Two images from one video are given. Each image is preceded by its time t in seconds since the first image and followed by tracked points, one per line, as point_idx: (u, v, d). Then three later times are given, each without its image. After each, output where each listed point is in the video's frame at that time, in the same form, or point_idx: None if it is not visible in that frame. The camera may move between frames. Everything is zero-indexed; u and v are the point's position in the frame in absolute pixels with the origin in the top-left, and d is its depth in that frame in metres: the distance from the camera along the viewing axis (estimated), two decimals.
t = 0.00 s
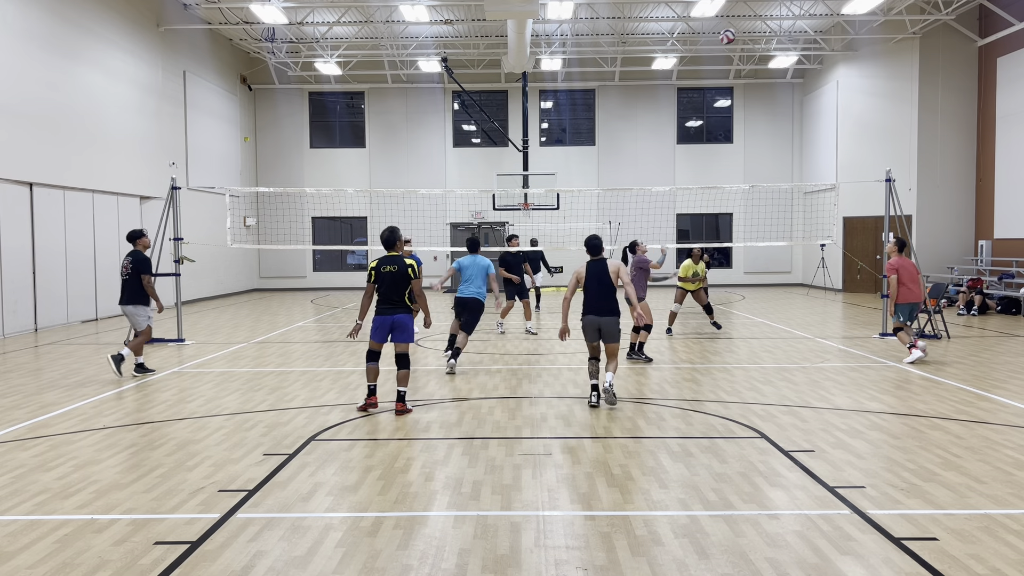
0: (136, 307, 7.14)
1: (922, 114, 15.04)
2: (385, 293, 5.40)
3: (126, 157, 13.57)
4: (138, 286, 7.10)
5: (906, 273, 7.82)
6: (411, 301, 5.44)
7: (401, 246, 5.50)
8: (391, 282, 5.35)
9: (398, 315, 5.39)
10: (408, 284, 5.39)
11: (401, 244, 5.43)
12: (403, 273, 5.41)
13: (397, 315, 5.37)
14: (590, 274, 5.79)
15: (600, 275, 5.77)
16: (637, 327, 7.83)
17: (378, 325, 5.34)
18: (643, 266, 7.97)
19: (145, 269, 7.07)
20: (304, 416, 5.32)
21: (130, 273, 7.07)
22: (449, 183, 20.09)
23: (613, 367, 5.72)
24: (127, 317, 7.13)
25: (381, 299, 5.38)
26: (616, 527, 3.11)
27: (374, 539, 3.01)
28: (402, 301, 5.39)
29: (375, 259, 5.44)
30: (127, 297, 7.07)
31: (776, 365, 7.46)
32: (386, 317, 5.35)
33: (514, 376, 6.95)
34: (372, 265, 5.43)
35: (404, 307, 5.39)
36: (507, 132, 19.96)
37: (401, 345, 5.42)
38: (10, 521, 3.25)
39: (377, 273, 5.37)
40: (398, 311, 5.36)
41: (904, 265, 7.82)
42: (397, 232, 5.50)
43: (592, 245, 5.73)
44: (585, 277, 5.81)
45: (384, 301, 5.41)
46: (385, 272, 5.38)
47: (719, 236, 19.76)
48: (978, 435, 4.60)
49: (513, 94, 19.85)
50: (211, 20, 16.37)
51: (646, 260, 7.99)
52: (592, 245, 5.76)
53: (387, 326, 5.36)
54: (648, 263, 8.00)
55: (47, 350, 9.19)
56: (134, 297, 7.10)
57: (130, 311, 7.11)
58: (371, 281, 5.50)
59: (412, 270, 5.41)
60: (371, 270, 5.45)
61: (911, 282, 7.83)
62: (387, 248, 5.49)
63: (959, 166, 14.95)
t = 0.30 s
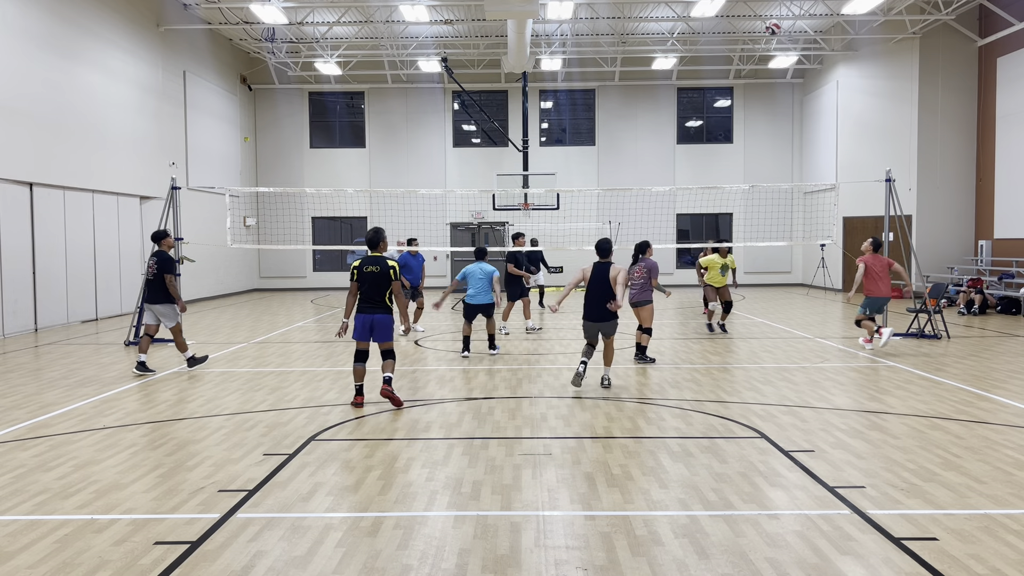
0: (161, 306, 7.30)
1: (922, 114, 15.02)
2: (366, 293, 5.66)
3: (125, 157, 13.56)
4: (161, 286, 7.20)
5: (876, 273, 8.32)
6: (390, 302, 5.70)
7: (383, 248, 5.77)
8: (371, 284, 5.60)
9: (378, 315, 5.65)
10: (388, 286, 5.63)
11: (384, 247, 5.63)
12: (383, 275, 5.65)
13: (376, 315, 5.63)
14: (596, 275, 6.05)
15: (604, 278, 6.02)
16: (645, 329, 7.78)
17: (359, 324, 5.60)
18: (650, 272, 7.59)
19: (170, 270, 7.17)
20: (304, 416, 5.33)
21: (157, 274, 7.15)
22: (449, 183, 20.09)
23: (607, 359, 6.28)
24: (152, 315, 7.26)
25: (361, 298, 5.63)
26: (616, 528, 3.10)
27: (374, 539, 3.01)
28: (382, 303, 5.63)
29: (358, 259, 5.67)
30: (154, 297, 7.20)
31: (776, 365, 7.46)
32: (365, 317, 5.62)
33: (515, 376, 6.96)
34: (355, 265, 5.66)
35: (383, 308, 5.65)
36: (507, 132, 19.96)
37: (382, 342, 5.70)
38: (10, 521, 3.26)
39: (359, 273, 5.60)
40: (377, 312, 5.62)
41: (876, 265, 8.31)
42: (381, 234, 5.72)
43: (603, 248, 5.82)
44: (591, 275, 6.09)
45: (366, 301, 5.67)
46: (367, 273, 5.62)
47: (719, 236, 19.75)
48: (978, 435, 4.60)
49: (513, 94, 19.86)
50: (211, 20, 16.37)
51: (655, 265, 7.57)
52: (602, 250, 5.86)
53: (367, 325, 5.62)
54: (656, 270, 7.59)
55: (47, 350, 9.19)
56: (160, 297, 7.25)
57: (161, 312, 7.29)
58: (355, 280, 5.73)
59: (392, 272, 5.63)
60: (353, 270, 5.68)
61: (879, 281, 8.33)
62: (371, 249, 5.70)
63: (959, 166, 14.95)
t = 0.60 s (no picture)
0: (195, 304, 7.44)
1: (922, 114, 15.01)
2: (360, 288, 5.76)
3: (125, 157, 13.57)
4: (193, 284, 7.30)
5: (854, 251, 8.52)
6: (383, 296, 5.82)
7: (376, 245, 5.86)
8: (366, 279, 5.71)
9: (372, 310, 5.78)
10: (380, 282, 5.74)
11: (377, 242, 5.73)
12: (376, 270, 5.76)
13: (372, 310, 5.75)
14: (588, 267, 6.04)
15: (596, 270, 6.02)
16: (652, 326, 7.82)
17: (356, 320, 5.70)
18: (657, 272, 7.50)
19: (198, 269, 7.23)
20: (304, 416, 5.33)
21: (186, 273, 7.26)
22: (449, 183, 20.09)
23: (606, 352, 6.29)
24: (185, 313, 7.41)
25: (356, 294, 5.73)
26: (616, 528, 3.10)
27: (374, 539, 3.01)
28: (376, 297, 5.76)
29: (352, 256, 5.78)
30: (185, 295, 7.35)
31: (776, 365, 7.45)
32: (362, 311, 5.72)
33: (515, 376, 6.96)
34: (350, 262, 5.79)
35: (377, 303, 5.77)
36: (507, 132, 19.96)
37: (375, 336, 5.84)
38: (10, 521, 3.26)
39: (353, 269, 5.69)
40: (373, 306, 5.74)
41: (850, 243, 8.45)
42: (374, 230, 5.80)
43: (595, 240, 5.75)
44: (584, 268, 6.07)
45: (360, 296, 5.80)
46: (361, 269, 5.72)
47: (719, 236, 19.77)
48: (978, 435, 4.60)
49: (513, 94, 19.86)
50: (211, 20, 16.37)
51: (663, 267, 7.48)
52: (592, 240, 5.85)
53: (363, 320, 5.74)
54: (662, 270, 7.53)
55: (47, 350, 9.19)
56: (192, 294, 7.35)
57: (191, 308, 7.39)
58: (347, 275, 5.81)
59: (385, 268, 5.75)
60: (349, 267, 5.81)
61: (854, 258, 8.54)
62: (363, 244, 5.80)
63: (959, 166, 14.95)
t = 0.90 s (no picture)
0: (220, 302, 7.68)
1: (922, 114, 15.01)
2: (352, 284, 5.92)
3: (125, 157, 13.56)
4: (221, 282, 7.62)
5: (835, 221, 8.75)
6: (375, 291, 5.96)
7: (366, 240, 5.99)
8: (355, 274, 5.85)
9: (365, 304, 5.93)
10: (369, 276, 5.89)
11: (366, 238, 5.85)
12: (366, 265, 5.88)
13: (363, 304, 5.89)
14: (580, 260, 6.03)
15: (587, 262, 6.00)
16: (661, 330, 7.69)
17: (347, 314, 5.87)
18: (669, 274, 7.38)
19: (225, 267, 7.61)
20: (304, 416, 5.33)
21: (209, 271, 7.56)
22: (449, 183, 20.09)
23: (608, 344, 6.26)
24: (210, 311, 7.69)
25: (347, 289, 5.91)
26: (616, 528, 3.10)
27: (374, 539, 3.01)
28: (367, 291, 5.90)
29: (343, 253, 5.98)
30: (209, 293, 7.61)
31: (776, 365, 7.46)
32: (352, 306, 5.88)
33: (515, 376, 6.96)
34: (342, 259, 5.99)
35: (368, 297, 5.90)
36: (507, 132, 19.96)
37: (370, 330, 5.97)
38: (10, 521, 3.26)
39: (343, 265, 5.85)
40: (363, 300, 5.89)
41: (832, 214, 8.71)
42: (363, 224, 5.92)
43: (584, 233, 5.74)
44: (576, 261, 6.08)
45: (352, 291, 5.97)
46: (350, 264, 5.88)
47: (719, 236, 19.78)
48: (978, 435, 4.60)
49: (513, 94, 19.86)
50: (211, 20, 16.37)
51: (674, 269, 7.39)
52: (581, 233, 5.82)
53: (355, 314, 5.90)
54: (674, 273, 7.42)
55: (47, 350, 9.19)
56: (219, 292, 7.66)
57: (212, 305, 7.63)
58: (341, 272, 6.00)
59: (373, 262, 5.86)
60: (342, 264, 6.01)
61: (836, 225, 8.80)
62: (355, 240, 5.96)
63: (959, 166, 14.95)
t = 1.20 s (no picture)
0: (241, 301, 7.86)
1: (922, 114, 15.01)
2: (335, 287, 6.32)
3: (125, 157, 13.56)
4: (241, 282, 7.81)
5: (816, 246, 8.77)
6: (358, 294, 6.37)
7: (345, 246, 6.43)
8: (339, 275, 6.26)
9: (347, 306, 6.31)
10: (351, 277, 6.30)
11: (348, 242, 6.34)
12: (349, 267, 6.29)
13: (347, 305, 6.28)
14: (577, 259, 6.03)
15: (585, 261, 6.00)
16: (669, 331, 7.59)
17: (332, 314, 6.22)
18: (681, 274, 7.35)
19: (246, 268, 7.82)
20: (304, 416, 5.33)
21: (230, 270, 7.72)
22: (448, 183, 20.09)
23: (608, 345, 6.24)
24: (230, 309, 7.89)
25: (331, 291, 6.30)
26: (616, 528, 3.10)
27: (373, 539, 3.00)
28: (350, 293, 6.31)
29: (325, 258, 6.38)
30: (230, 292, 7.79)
31: (776, 366, 7.46)
32: (337, 307, 6.25)
33: (515, 376, 6.96)
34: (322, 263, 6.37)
35: (352, 300, 6.31)
36: (507, 132, 19.96)
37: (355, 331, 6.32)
38: (10, 521, 3.26)
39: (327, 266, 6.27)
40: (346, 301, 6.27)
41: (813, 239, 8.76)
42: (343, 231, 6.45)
43: (580, 233, 5.73)
44: (574, 262, 6.08)
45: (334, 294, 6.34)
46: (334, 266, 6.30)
47: (719, 236, 19.77)
48: (978, 435, 4.60)
49: (513, 94, 19.86)
50: (211, 20, 16.36)
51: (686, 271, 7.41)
52: (577, 234, 5.81)
53: (338, 315, 6.26)
54: (685, 273, 7.40)
55: (47, 350, 9.19)
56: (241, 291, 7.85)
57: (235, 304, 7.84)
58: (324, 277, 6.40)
59: (357, 264, 6.29)
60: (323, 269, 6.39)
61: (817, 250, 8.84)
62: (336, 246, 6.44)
63: (959, 166, 14.95)
